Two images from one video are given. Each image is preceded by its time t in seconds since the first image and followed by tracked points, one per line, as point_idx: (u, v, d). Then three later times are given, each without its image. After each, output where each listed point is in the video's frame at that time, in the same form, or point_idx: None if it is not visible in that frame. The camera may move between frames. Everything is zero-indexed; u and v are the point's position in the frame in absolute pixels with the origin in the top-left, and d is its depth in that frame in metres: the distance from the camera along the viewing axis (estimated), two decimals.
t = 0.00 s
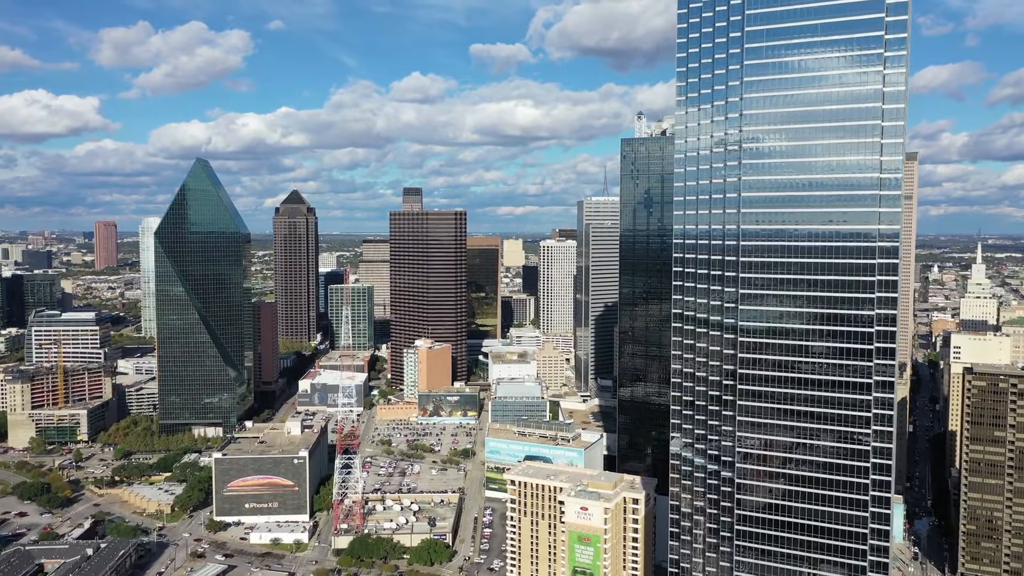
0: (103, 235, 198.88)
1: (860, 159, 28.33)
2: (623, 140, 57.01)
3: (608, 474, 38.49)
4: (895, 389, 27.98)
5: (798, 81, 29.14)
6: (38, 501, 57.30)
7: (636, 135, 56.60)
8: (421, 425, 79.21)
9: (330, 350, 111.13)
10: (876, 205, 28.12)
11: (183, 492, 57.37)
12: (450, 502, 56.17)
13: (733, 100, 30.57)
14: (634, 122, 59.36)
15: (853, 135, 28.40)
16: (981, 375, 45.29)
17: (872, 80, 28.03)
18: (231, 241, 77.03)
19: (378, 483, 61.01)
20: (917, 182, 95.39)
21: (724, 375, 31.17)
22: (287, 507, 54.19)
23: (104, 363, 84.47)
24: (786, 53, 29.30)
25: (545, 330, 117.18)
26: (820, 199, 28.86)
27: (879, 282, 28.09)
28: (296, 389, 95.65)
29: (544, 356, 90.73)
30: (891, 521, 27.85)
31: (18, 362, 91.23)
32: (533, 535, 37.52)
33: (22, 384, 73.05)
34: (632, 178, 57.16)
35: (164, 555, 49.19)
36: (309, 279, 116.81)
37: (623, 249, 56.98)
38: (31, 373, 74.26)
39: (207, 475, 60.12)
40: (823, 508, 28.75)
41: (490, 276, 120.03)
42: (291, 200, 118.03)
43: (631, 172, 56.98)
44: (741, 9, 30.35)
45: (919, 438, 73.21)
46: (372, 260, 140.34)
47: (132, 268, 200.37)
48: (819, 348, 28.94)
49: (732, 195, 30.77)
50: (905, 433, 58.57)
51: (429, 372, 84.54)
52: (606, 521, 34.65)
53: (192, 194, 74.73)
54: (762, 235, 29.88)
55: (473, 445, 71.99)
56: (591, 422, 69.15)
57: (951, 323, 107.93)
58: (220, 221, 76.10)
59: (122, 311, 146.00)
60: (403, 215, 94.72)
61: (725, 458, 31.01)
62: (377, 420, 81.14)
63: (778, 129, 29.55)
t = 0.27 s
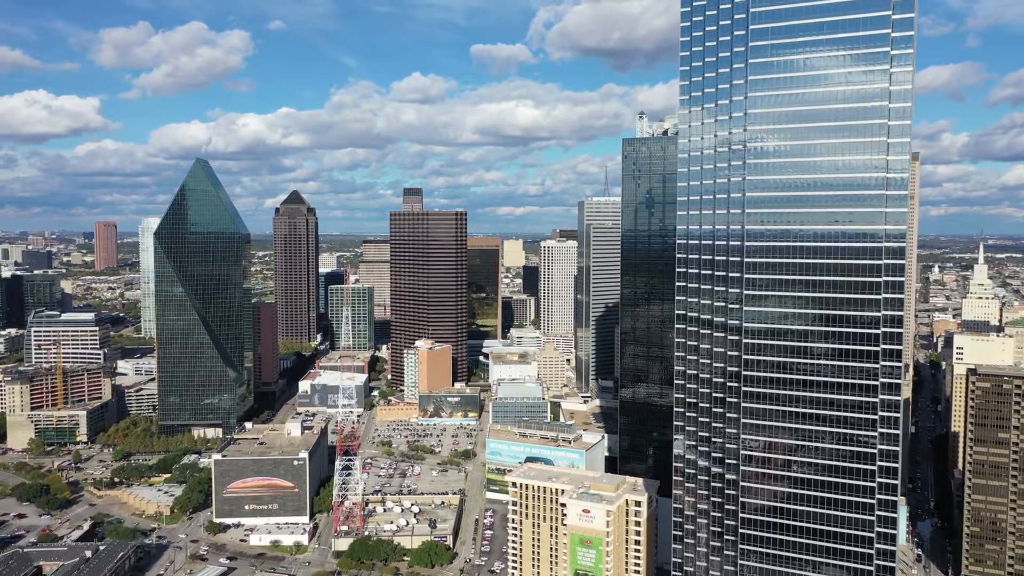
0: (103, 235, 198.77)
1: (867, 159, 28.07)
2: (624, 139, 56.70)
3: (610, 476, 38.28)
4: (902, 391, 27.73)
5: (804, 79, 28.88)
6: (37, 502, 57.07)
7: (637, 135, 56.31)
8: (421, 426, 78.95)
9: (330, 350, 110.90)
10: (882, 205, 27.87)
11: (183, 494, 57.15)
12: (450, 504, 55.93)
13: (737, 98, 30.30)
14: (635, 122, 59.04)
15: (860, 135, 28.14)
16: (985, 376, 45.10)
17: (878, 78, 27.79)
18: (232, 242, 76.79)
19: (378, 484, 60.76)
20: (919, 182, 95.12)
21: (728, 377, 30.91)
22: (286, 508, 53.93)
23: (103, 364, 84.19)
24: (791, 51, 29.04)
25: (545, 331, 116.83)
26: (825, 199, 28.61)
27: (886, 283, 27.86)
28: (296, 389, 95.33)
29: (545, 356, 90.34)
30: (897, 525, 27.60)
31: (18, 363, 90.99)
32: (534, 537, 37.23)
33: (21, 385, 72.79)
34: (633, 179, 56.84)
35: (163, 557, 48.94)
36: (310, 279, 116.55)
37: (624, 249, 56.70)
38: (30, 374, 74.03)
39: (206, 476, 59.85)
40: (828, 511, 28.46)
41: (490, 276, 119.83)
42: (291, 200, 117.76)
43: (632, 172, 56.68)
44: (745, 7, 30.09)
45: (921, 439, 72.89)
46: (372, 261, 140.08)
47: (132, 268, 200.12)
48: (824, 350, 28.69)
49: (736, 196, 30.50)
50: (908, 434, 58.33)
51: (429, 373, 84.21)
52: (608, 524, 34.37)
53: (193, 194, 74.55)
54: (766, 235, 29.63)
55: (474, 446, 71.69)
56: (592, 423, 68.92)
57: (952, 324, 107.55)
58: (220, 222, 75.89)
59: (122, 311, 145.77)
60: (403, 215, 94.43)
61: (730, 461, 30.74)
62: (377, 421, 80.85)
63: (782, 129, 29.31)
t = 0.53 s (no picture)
0: (103, 235, 198.64)
1: (874, 159, 27.80)
2: (626, 139, 56.42)
3: (612, 478, 38.02)
4: (908, 393, 27.46)
5: (810, 78, 28.60)
6: (35, 504, 56.79)
7: (639, 135, 56.02)
8: (422, 427, 78.71)
9: (330, 351, 110.67)
10: (889, 205, 27.59)
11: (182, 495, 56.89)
12: (451, 506, 55.66)
13: (742, 97, 30.04)
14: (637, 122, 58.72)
15: (867, 134, 27.87)
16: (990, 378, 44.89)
17: (885, 77, 27.52)
18: (232, 242, 76.58)
19: (378, 486, 60.51)
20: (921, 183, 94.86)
21: (733, 379, 30.64)
22: (286, 510, 53.69)
23: (103, 364, 83.92)
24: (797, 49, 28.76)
25: (546, 331, 116.50)
26: (831, 199, 28.35)
27: (892, 283, 27.58)
28: (296, 390, 95.04)
29: (545, 357, 89.90)
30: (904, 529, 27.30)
31: (17, 364, 90.61)
32: (536, 540, 36.99)
33: (20, 386, 72.54)
34: (635, 179, 56.50)
35: (163, 559, 48.67)
36: (309, 279, 116.31)
37: (626, 249, 56.42)
38: (30, 375, 73.78)
39: (206, 477, 59.60)
40: (834, 515, 28.16)
41: (491, 277, 119.70)
42: (291, 200, 117.60)
43: (634, 172, 56.35)
44: (750, 5, 29.82)
45: (924, 440, 72.63)
46: (372, 261, 139.88)
47: (132, 268, 200.01)
48: (830, 351, 28.42)
49: (740, 196, 30.29)
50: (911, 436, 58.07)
51: (429, 374, 83.93)
52: (610, 526, 34.20)
53: (193, 194, 74.27)
54: (771, 235, 29.37)
55: (474, 447, 71.40)
56: (593, 424, 68.67)
57: (954, 325, 107.28)
58: (220, 222, 75.65)
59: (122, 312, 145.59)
60: (404, 216, 94.15)
61: (734, 464, 30.48)
62: (378, 422, 80.55)
63: (788, 127, 29.03)
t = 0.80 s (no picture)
0: (103, 235, 198.51)
1: (880, 158, 27.57)
2: (627, 139, 56.13)
3: (614, 480, 37.78)
4: (915, 395, 27.23)
5: (816, 76, 28.34)
6: (34, 505, 56.48)
7: (640, 134, 55.72)
8: (422, 428, 78.47)
9: (330, 352, 110.44)
10: (896, 204, 27.35)
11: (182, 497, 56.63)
12: (452, 507, 55.42)
13: (746, 96, 29.79)
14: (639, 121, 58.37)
15: (874, 133, 27.63)
16: (993, 379, 44.70)
17: (892, 75, 27.29)
18: (231, 241, 76.33)
19: (379, 487, 60.26)
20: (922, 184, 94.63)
21: (737, 382, 30.37)
22: (286, 512, 53.43)
23: (102, 365, 83.62)
24: (803, 47, 28.51)
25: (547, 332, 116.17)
26: (837, 199, 28.11)
27: (899, 284, 27.35)
28: (296, 391, 94.75)
29: (547, 357, 89.35)
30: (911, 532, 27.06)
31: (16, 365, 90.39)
32: (537, 543, 36.70)
33: (19, 387, 72.24)
34: (637, 179, 56.19)
35: (162, 561, 48.42)
36: (309, 280, 116.05)
37: (628, 250, 56.17)
38: (29, 376, 73.51)
39: (206, 479, 59.35)
40: (841, 518, 27.88)
41: (491, 277, 119.51)
42: (291, 200, 117.35)
43: (636, 172, 56.04)
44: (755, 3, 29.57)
45: (926, 441, 72.41)
46: (372, 261, 139.65)
47: (132, 269, 199.83)
48: (837, 353, 28.15)
49: (745, 196, 30.08)
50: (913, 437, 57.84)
51: (430, 374, 83.68)
52: (613, 529, 34.00)
53: (192, 194, 73.97)
54: (776, 235, 29.13)
55: (475, 448, 71.15)
56: (594, 425, 68.43)
57: (955, 325, 107.07)
58: (220, 222, 75.38)
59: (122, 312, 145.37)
60: (404, 216, 93.88)
61: (739, 466, 30.23)
62: (378, 423, 80.27)
63: (794, 126, 28.78)
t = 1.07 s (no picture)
0: (103, 235, 198.39)
1: (887, 157, 27.32)
2: (629, 139, 55.88)
3: (617, 482, 37.53)
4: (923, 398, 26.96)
5: (822, 74, 28.09)
6: (33, 507, 56.12)
7: (642, 134, 55.45)
8: (423, 429, 78.21)
9: (330, 352, 110.22)
10: (903, 204, 27.10)
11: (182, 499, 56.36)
12: (453, 509, 55.16)
13: (751, 95, 29.64)
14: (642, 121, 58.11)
15: (881, 132, 27.38)
16: (998, 380, 44.37)
17: (899, 73, 27.03)
18: (231, 242, 76.06)
19: (379, 489, 60.02)
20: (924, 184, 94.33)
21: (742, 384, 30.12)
22: (286, 514, 53.18)
23: (102, 366, 83.34)
24: (808, 45, 28.26)
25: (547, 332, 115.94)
26: (844, 199, 27.86)
27: (907, 285, 27.10)
28: (296, 392, 94.46)
29: (548, 358, 88.95)
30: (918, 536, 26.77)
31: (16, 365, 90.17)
32: (539, 546, 36.44)
33: (18, 388, 72.00)
34: (639, 179, 55.93)
35: (162, 563, 48.16)
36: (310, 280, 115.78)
37: (630, 250, 55.93)
38: (28, 377, 73.28)
39: (205, 480, 59.10)
40: (848, 522, 27.59)
41: (491, 278, 119.31)
42: (292, 200, 117.06)
43: (638, 172, 55.78)
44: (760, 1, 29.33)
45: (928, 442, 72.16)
46: (372, 262, 139.41)
47: (132, 269, 199.68)
48: (844, 355, 27.89)
49: (750, 196, 29.78)
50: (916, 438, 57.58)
51: (430, 375, 83.45)
52: (615, 532, 33.76)
53: (192, 194, 73.65)
54: (781, 235, 28.88)
55: (475, 450, 70.92)
56: (595, 426, 68.19)
57: (956, 326, 106.81)
58: (220, 222, 75.10)
59: (122, 313, 145.15)
60: (404, 217, 93.65)
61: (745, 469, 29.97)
62: (379, 424, 79.98)
63: (800, 125, 28.53)
